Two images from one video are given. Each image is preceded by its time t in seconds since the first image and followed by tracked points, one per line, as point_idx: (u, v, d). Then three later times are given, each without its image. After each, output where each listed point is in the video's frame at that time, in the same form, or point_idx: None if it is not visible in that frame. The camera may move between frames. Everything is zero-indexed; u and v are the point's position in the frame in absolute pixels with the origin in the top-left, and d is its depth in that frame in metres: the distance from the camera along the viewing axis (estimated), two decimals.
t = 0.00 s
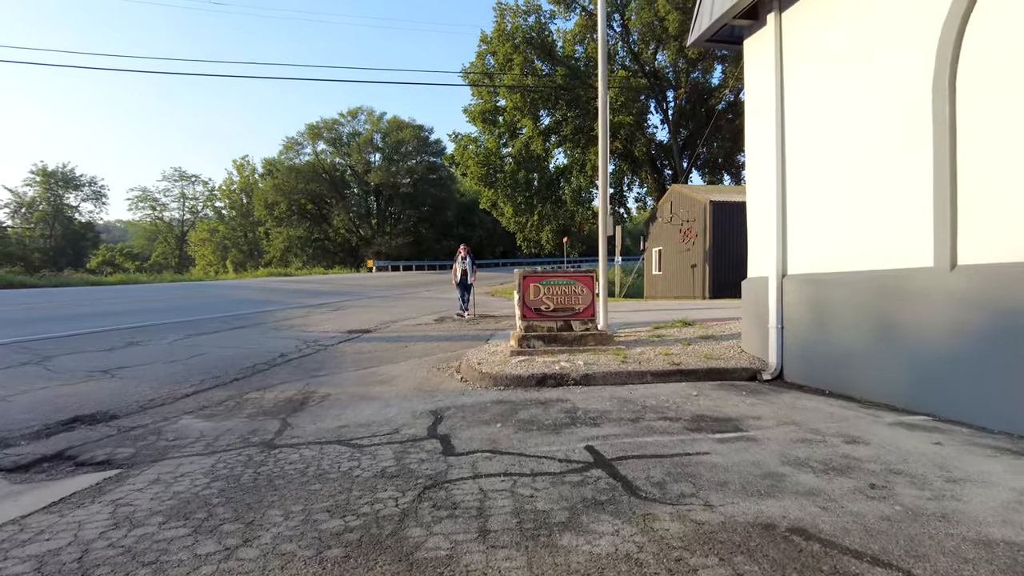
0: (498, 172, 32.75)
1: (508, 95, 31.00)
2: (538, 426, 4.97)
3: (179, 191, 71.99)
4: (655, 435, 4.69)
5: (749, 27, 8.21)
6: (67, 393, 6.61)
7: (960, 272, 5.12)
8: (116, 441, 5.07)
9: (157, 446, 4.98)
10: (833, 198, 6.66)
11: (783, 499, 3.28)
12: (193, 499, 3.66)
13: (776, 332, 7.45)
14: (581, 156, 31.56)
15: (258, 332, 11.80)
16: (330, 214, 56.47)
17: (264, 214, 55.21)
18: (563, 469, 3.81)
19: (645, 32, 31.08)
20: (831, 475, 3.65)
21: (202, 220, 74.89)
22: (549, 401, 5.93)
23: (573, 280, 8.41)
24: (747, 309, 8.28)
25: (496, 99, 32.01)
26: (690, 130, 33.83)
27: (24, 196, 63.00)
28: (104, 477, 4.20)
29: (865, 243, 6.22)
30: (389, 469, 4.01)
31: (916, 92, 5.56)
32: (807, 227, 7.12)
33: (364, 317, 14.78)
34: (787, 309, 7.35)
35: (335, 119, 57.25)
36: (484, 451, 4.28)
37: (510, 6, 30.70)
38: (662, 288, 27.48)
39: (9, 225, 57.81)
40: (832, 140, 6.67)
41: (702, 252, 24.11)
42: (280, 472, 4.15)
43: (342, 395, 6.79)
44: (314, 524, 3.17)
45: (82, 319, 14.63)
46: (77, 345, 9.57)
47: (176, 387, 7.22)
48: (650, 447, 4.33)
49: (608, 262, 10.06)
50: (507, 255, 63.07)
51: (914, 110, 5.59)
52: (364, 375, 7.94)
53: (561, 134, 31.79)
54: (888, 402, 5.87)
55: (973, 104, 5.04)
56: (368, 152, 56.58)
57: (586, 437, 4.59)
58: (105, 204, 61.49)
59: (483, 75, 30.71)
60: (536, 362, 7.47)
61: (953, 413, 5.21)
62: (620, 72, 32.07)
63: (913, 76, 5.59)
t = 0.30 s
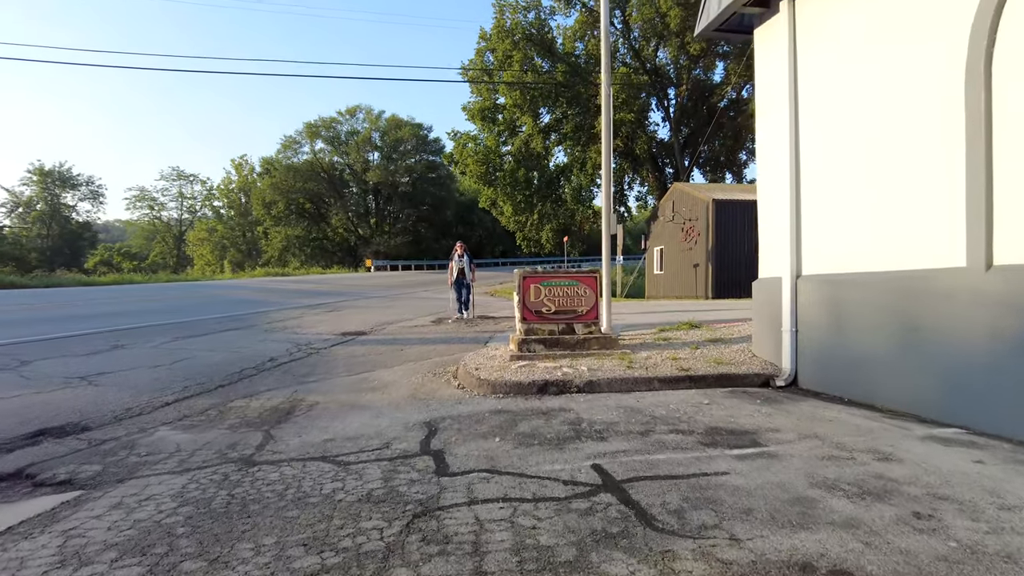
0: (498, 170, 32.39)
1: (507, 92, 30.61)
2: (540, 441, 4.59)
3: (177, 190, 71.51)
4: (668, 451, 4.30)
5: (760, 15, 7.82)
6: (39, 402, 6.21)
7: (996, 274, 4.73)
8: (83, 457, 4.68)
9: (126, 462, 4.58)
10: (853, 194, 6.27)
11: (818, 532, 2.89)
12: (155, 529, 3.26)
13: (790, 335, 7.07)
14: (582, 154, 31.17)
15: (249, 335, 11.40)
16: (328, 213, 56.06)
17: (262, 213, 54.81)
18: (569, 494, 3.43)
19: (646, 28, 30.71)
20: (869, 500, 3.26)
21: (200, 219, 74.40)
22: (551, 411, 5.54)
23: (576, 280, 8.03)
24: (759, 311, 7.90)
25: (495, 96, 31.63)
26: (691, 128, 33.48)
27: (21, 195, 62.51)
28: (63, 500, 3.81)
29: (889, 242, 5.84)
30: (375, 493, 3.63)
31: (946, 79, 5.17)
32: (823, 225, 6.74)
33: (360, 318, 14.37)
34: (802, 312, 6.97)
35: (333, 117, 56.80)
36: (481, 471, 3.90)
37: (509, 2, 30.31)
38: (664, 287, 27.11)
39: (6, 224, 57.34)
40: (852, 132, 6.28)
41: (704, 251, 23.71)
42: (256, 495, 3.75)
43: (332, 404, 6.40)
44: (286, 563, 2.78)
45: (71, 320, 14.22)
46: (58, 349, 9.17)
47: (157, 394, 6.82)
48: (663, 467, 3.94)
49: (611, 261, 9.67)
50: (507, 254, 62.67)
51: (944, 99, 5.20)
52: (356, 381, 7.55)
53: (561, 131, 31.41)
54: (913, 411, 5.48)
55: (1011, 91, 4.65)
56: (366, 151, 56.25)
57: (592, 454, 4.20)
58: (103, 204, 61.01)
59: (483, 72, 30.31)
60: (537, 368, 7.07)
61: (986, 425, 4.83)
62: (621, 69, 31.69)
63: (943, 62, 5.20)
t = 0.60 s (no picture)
0: (498, 168, 32.00)
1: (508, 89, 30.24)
2: (548, 452, 4.21)
3: (176, 189, 71.07)
4: (689, 465, 3.94)
5: None
6: (11, 407, 5.83)
7: None
8: (51, 469, 4.31)
9: (97, 473, 4.20)
10: (882, 188, 5.90)
11: (875, 567, 2.52)
12: (118, 556, 2.89)
13: (808, 336, 6.71)
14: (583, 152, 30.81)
15: (242, 335, 11.02)
16: (327, 211, 55.67)
17: (261, 212, 54.41)
18: (584, 515, 3.08)
19: (649, 24, 30.35)
20: (921, 523, 2.91)
21: (199, 218, 73.95)
22: (558, 418, 5.17)
23: (582, 279, 7.68)
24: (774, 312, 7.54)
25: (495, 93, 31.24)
26: (694, 126, 33.16)
27: (18, 193, 61.94)
28: (21, 519, 3.43)
29: (921, 238, 5.47)
30: (367, 514, 3.27)
31: (991, 61, 4.79)
32: (845, 221, 6.39)
33: (357, 318, 14.00)
34: (823, 312, 6.60)
35: (332, 115, 56.33)
36: (484, 489, 3.55)
37: None
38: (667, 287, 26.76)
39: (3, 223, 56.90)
40: (876, 123, 5.94)
41: (708, 249, 23.32)
42: (234, 515, 3.37)
43: (325, 408, 6.04)
44: None
45: (60, 319, 13.82)
46: (41, 350, 8.79)
47: (139, 398, 6.44)
48: (684, 484, 3.58)
49: (618, 259, 9.29)
50: (507, 254, 62.35)
51: (987, 84, 4.84)
52: (351, 384, 7.17)
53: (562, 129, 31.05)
54: (946, 419, 5.14)
55: None
56: (366, 149, 55.88)
57: (606, 467, 3.84)
58: (101, 202, 60.55)
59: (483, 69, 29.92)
60: (542, 371, 6.70)
61: None
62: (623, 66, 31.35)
63: (987, 43, 4.83)
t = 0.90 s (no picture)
0: (499, 168, 31.66)
1: (508, 88, 29.95)
2: (555, 470, 3.88)
3: (175, 188, 70.77)
4: (711, 487, 3.60)
5: None
6: None
7: None
8: (17, 488, 3.97)
9: (65, 493, 3.87)
10: (904, 186, 5.60)
11: None
12: None
13: (826, 342, 6.38)
14: (585, 152, 30.47)
15: (235, 338, 10.68)
16: (326, 211, 55.34)
17: (259, 211, 54.10)
18: (600, 550, 2.74)
19: (651, 23, 30.03)
20: (982, 561, 2.57)
21: (198, 218, 73.61)
22: (566, 431, 4.83)
23: (587, 281, 7.39)
24: (789, 316, 7.21)
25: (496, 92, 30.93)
26: (696, 126, 32.86)
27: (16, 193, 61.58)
28: None
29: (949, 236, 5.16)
30: (356, 545, 2.93)
31: None
32: (864, 221, 6.08)
33: (355, 320, 13.67)
34: (842, 317, 6.27)
35: (331, 114, 55.98)
36: (487, 515, 3.22)
37: None
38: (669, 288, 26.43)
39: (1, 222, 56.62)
40: (896, 118, 5.66)
41: (711, 250, 22.99)
42: (210, 545, 3.04)
43: (317, 418, 5.70)
44: None
45: (49, 321, 13.47)
46: (24, 354, 8.44)
47: (122, 407, 6.10)
48: (708, 509, 3.24)
49: (624, 260, 8.94)
50: (507, 254, 62.09)
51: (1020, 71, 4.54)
52: (346, 391, 6.83)
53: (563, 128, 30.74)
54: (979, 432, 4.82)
55: None
56: (365, 149, 55.54)
57: (620, 490, 3.51)
58: (99, 202, 60.13)
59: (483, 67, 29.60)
60: (546, 379, 6.35)
61: None
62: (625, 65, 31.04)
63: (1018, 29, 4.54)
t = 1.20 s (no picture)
0: (498, 166, 31.24)
1: (508, 84, 29.56)
2: (562, 487, 3.49)
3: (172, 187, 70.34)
4: (738, 506, 3.21)
5: None
6: None
7: None
8: None
9: (16, 511, 3.46)
10: (935, 172, 5.18)
11: None
12: None
13: (848, 342, 5.98)
14: (586, 150, 30.03)
15: (225, 338, 10.27)
16: (324, 210, 54.93)
17: (256, 210, 53.69)
18: None
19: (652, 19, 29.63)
20: None
21: (196, 217, 73.19)
22: (572, 440, 4.43)
23: (592, 278, 6.97)
24: (807, 314, 6.81)
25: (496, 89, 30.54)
26: (698, 123, 32.49)
27: (12, 192, 61.12)
28: None
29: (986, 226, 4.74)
30: None
31: None
32: (889, 210, 5.67)
33: (350, 320, 13.27)
34: (866, 314, 5.87)
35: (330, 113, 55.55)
36: (487, 541, 2.82)
37: None
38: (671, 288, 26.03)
39: None
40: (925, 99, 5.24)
41: (715, 249, 22.58)
42: None
43: (304, 425, 5.31)
44: None
45: (34, 320, 13.05)
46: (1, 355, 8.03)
47: (96, 412, 5.69)
48: (739, 534, 2.85)
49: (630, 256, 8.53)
50: (506, 254, 61.72)
51: None
52: (336, 395, 6.43)
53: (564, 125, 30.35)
54: None
55: None
56: (364, 147, 55.12)
57: (637, 510, 3.12)
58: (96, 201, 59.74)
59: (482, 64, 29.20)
60: (549, 382, 5.95)
61: None
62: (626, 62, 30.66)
63: None
